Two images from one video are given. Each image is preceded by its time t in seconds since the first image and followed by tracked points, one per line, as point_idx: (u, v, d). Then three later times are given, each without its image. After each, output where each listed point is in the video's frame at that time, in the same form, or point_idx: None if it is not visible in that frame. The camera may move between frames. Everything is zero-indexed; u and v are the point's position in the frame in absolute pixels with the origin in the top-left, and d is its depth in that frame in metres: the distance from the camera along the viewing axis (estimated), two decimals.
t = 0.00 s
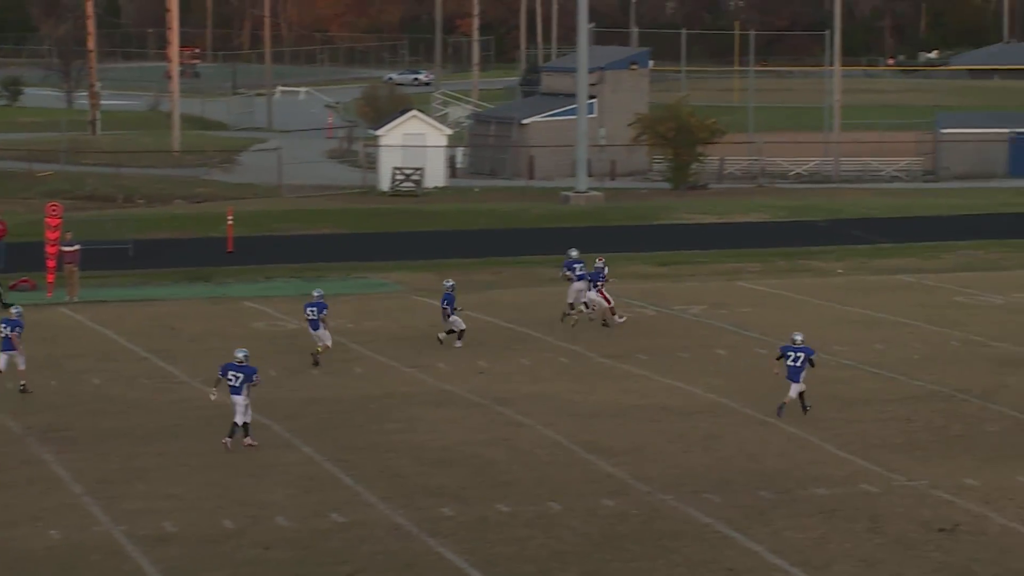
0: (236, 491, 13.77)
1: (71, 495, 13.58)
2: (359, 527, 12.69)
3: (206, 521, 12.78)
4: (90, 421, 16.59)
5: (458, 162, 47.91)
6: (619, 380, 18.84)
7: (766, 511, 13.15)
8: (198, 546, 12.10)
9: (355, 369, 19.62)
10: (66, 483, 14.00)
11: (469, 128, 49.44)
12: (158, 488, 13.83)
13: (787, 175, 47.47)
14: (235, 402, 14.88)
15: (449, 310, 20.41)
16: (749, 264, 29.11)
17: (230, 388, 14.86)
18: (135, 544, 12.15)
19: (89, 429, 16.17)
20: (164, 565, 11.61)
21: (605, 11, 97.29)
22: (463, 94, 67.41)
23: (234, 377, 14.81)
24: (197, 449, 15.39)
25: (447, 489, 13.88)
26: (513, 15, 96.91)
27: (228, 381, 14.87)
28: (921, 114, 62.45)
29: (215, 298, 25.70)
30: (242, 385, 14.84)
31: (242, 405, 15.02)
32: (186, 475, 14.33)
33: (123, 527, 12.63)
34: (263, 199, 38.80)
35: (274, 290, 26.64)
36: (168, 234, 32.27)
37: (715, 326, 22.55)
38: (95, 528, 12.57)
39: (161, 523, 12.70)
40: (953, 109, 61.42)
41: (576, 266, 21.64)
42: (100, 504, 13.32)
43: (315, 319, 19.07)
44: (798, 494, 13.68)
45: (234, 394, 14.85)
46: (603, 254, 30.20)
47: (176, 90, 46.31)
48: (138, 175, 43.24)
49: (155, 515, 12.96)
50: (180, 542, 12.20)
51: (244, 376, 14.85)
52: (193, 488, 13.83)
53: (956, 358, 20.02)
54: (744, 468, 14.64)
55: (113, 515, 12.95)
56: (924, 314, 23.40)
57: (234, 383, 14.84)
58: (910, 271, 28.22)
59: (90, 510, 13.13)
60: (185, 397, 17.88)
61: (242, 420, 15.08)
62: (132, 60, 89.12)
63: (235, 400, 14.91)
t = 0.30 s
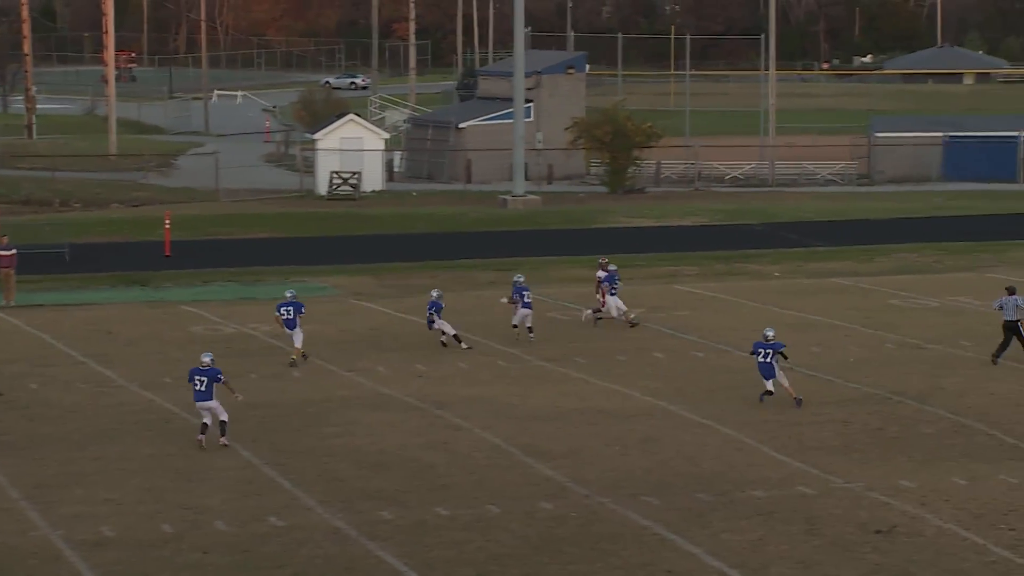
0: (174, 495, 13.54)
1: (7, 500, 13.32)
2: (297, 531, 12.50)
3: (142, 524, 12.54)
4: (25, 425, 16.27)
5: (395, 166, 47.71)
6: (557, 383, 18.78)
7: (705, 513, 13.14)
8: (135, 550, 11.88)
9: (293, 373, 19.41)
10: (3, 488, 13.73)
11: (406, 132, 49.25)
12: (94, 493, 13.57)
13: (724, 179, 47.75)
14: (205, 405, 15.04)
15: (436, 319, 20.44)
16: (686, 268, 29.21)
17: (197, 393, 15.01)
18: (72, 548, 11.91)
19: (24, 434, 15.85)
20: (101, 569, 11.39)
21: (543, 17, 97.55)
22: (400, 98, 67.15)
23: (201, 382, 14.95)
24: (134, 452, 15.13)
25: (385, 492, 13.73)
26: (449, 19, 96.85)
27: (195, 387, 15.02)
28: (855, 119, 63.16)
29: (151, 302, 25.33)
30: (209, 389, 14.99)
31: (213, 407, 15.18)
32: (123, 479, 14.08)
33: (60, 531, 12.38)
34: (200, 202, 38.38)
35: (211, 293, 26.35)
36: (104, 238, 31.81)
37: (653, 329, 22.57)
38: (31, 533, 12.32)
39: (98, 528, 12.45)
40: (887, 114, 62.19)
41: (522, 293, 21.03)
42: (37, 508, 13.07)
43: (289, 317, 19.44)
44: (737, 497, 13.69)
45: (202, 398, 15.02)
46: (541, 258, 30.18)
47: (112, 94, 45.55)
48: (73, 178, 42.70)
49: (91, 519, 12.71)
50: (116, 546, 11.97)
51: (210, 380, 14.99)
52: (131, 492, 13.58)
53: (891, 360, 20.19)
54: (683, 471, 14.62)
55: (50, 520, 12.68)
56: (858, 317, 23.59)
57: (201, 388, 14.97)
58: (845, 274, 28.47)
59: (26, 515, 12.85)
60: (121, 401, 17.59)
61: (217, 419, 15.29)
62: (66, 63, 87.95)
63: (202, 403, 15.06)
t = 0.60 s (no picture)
0: (152, 498, 13.50)
1: None
2: (276, 534, 12.47)
3: (121, 527, 12.49)
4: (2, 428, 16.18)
5: (372, 168, 47.66)
6: (536, 385, 18.78)
7: (683, 515, 13.19)
8: (113, 553, 11.84)
9: (271, 375, 19.36)
10: None
11: (383, 134, 49.19)
12: (72, 496, 13.50)
13: (701, 181, 47.91)
14: (210, 407, 15.28)
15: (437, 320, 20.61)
16: (664, 270, 29.28)
17: (200, 397, 15.27)
18: (50, 551, 11.86)
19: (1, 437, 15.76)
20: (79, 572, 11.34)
21: (520, 19, 97.66)
22: (378, 100, 67.06)
23: (206, 385, 15.25)
24: (112, 455, 15.06)
25: (364, 495, 13.73)
26: (426, 21, 96.81)
27: (199, 390, 15.27)
28: (831, 120, 63.45)
29: (128, 305, 25.22)
30: (213, 391, 15.35)
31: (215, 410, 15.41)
32: (101, 482, 14.02)
33: (38, 534, 12.32)
34: (178, 205, 38.22)
35: (189, 296, 26.23)
36: (81, 240, 31.63)
37: (631, 331, 22.61)
38: (8, 536, 12.25)
39: (76, 531, 12.40)
40: (862, 116, 62.46)
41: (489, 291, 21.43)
42: (13, 511, 13.00)
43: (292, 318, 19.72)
44: (715, 498, 13.74)
45: (207, 399, 15.29)
46: (518, 259, 30.19)
47: (88, 97, 45.28)
48: (49, 180, 42.43)
49: (69, 522, 12.65)
50: (94, 549, 11.93)
51: (213, 383, 15.34)
52: (109, 495, 13.53)
53: (867, 362, 20.29)
54: (662, 473, 14.66)
55: (28, 523, 12.62)
56: (835, 319, 23.70)
57: (205, 388, 15.27)
58: (822, 275, 28.59)
59: (3, 518, 12.79)
60: (99, 404, 17.51)
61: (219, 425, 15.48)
62: (41, 66, 87.48)
63: (206, 406, 15.31)
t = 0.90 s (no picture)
0: (153, 498, 13.51)
1: None
2: (278, 534, 12.48)
3: (122, 528, 12.51)
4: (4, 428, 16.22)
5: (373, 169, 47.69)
6: (537, 385, 18.81)
7: (685, 515, 13.20)
8: (115, 553, 11.86)
9: (273, 376, 19.38)
10: None
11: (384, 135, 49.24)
12: (73, 496, 13.53)
13: (702, 182, 47.93)
14: (212, 397, 15.82)
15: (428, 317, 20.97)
16: (665, 270, 29.31)
17: (202, 389, 15.78)
18: (52, 551, 11.88)
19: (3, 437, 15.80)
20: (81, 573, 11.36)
21: (521, 20, 97.74)
22: (379, 100, 67.12)
23: (206, 376, 15.77)
24: (114, 455, 15.08)
25: (365, 495, 13.74)
26: (427, 22, 96.89)
27: (200, 383, 15.75)
28: (833, 121, 63.46)
29: (130, 306, 25.26)
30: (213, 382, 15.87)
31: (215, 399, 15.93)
32: (102, 482, 14.03)
33: (40, 534, 12.34)
34: (179, 205, 38.26)
35: (190, 296, 26.25)
36: (82, 241, 31.65)
37: (632, 332, 22.63)
38: (10, 536, 12.28)
39: (78, 531, 12.42)
40: (864, 117, 62.47)
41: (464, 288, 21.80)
42: (15, 511, 13.02)
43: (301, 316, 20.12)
44: (716, 499, 13.75)
45: (208, 390, 15.81)
46: (520, 260, 30.22)
47: (89, 97, 45.29)
48: (50, 181, 42.46)
49: (71, 522, 12.67)
50: (95, 549, 11.95)
51: (212, 373, 15.87)
52: (111, 495, 13.55)
53: (869, 363, 20.31)
54: (663, 473, 14.67)
55: (29, 523, 12.65)
56: (836, 319, 23.72)
57: (205, 380, 15.77)
58: (823, 276, 28.62)
59: (5, 518, 12.81)
60: (101, 404, 17.53)
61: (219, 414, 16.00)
62: (42, 67, 87.62)
63: (207, 397, 15.82)
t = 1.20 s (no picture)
0: (185, 497, 13.61)
1: (19, 501, 13.41)
2: (309, 533, 12.56)
3: (154, 526, 12.61)
4: (37, 426, 16.39)
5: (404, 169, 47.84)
6: (568, 385, 18.84)
7: (716, 515, 13.19)
8: (146, 551, 11.96)
9: (304, 375, 19.49)
10: (16, 488, 13.83)
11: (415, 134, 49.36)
12: (105, 494, 13.65)
13: (733, 181, 47.80)
14: (228, 385, 16.37)
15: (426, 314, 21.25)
16: (696, 269, 29.26)
17: (220, 375, 16.30)
18: (84, 549, 12.00)
19: (36, 435, 15.96)
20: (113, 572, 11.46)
21: (551, 19, 97.73)
22: (409, 99, 67.32)
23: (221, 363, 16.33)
24: (146, 454, 15.22)
25: (396, 494, 13.81)
26: (457, 21, 97.01)
27: (218, 370, 16.28)
28: (864, 121, 63.17)
29: (162, 304, 25.46)
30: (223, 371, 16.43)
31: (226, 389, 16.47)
32: (134, 481, 14.16)
33: (73, 533, 12.47)
34: (210, 205, 38.47)
35: (221, 296, 26.42)
36: (113, 240, 31.89)
37: (663, 331, 22.63)
38: (44, 534, 12.40)
39: (111, 529, 12.54)
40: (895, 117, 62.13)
41: (454, 280, 22.17)
42: (48, 509, 13.16)
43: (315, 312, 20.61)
44: (748, 499, 13.73)
45: (224, 377, 16.35)
46: (550, 260, 30.25)
47: (121, 96, 45.53)
48: (83, 180, 42.80)
49: (103, 521, 12.79)
50: (127, 548, 12.06)
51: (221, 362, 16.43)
52: (144, 494, 13.67)
53: (902, 363, 20.22)
54: (694, 473, 14.67)
55: (63, 521, 12.77)
56: (869, 319, 23.63)
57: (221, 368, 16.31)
58: (854, 276, 28.51)
59: (38, 516, 12.95)
60: (133, 403, 17.69)
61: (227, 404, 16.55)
62: (75, 66, 88.38)
63: (222, 384, 16.35)
